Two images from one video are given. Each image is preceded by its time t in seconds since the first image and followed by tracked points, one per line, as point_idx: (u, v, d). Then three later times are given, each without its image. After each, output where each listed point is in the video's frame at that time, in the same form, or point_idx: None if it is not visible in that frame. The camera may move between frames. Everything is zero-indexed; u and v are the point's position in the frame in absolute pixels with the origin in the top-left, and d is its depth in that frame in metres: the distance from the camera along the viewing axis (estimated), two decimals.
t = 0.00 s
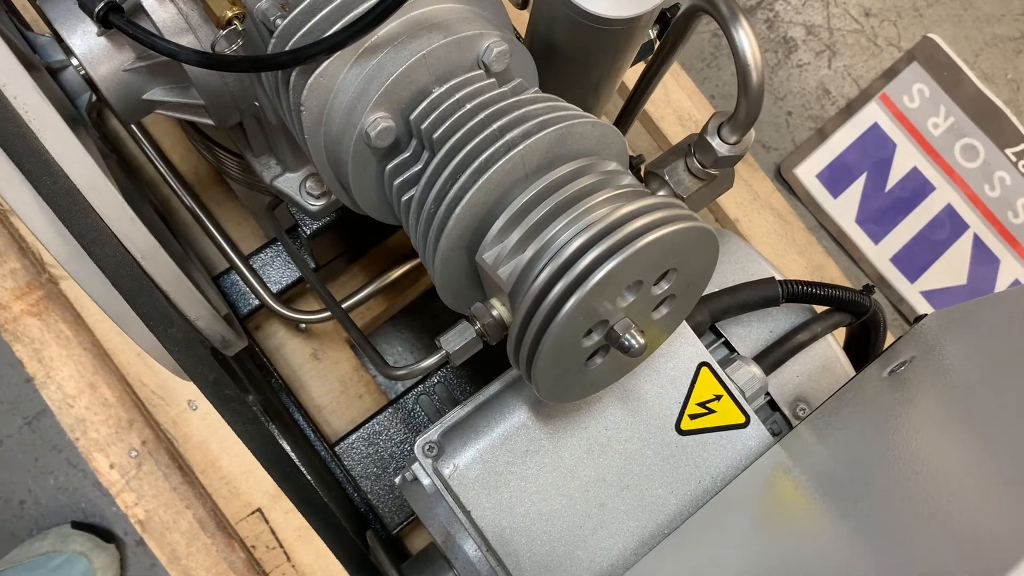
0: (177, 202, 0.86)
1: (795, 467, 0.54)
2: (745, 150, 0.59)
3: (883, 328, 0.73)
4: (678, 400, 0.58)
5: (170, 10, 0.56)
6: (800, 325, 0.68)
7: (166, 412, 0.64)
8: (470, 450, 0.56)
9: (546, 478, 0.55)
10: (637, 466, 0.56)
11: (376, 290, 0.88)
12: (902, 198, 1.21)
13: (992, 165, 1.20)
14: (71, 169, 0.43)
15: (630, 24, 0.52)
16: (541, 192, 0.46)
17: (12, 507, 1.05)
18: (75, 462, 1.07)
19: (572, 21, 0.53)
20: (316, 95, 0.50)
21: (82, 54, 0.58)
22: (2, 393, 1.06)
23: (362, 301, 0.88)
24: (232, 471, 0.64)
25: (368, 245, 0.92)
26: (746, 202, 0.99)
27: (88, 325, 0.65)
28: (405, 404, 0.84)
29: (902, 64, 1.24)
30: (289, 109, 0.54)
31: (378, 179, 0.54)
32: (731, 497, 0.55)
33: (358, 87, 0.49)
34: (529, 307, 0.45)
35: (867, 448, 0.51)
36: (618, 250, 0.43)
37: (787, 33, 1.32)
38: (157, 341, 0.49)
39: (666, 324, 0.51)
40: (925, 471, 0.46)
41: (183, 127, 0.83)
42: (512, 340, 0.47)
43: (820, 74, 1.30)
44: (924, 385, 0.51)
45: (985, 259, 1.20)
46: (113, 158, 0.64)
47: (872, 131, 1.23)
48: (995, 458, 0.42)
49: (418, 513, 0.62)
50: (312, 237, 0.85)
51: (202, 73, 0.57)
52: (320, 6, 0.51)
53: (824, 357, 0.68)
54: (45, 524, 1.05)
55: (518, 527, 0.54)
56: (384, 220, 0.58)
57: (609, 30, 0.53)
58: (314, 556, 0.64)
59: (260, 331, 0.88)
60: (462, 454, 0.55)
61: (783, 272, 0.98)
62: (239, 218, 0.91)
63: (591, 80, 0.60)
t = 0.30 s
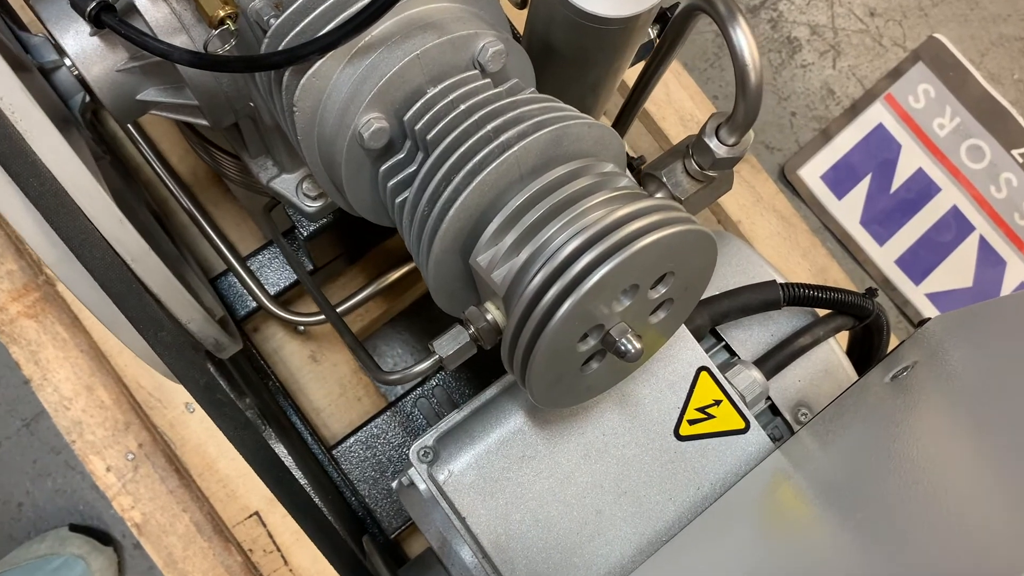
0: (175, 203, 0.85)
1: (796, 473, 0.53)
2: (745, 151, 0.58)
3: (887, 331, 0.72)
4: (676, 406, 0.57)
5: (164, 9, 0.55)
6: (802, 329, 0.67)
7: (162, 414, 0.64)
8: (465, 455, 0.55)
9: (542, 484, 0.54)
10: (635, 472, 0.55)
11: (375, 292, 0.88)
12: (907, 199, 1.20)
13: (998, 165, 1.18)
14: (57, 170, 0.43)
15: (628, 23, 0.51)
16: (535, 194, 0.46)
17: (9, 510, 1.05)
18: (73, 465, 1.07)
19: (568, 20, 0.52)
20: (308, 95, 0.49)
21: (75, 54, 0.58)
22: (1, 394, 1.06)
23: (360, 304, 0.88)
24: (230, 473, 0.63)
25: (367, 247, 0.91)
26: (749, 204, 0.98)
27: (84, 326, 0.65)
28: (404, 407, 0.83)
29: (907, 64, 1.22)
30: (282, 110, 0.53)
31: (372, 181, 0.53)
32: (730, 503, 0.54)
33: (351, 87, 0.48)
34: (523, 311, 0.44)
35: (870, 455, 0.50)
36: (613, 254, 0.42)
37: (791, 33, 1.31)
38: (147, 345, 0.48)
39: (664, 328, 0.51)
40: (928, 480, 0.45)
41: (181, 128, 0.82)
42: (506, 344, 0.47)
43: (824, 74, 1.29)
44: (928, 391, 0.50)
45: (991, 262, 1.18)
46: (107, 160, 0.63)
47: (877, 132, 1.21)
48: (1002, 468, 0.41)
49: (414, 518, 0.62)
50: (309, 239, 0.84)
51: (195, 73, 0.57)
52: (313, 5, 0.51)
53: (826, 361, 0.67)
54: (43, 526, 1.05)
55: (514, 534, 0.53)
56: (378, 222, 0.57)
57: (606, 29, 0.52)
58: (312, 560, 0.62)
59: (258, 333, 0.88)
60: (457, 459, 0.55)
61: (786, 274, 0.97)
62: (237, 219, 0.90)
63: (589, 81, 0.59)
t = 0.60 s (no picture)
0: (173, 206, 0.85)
1: (794, 480, 0.53)
2: (741, 155, 0.58)
3: (887, 335, 0.72)
4: (674, 412, 0.57)
5: (158, 12, 0.55)
6: (801, 333, 0.67)
7: (161, 417, 0.65)
8: (460, 462, 0.54)
9: (538, 490, 0.54)
10: (632, 478, 0.55)
11: (373, 295, 0.87)
12: (910, 202, 1.19)
13: (1002, 168, 1.14)
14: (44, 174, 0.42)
15: (624, 26, 0.51)
16: (529, 198, 0.45)
17: (8, 513, 1.05)
18: (71, 468, 1.07)
19: (563, 22, 0.51)
20: (302, 98, 0.49)
21: (68, 57, 0.57)
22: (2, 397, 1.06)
23: (358, 307, 0.87)
24: (229, 476, 0.64)
25: (365, 249, 0.91)
26: (750, 206, 0.97)
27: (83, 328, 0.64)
28: (402, 411, 0.82)
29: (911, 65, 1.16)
30: (275, 113, 0.53)
31: (366, 185, 0.53)
32: (726, 510, 0.53)
33: (344, 90, 0.48)
34: (517, 317, 0.44)
35: (870, 462, 0.49)
36: (607, 259, 0.42)
37: (793, 34, 1.30)
38: (137, 350, 0.48)
39: (660, 333, 0.50)
40: (929, 489, 0.44)
41: (179, 131, 0.82)
42: (500, 350, 0.46)
43: (827, 75, 1.28)
44: (930, 397, 0.49)
45: (995, 264, 1.17)
46: (102, 163, 0.63)
47: (880, 134, 1.20)
48: (1004, 477, 0.41)
49: (410, 523, 0.61)
50: (306, 242, 0.84)
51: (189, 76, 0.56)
52: (307, 7, 0.50)
53: (826, 366, 0.67)
54: (41, 529, 1.05)
55: (508, 541, 0.53)
56: (374, 225, 0.57)
57: (602, 32, 0.51)
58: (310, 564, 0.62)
59: (255, 336, 0.87)
60: (452, 466, 0.54)
61: (788, 277, 0.96)
62: (236, 222, 0.90)
63: (586, 84, 0.59)
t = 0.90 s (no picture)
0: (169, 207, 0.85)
1: (793, 485, 0.52)
2: (738, 155, 0.57)
3: (889, 337, 0.71)
4: (671, 415, 0.56)
5: (148, 11, 0.55)
6: (801, 335, 0.66)
7: (156, 420, 0.64)
8: (454, 466, 0.54)
9: (533, 495, 0.53)
10: (628, 483, 0.54)
11: (369, 297, 0.86)
12: (913, 202, 1.18)
13: (1005, 168, 1.12)
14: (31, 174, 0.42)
15: (619, 24, 0.50)
16: (522, 199, 0.44)
17: (5, 515, 1.05)
18: (69, 470, 1.06)
19: (558, 20, 0.51)
20: (293, 98, 0.48)
21: (59, 57, 0.57)
22: None
23: (355, 308, 0.86)
24: (225, 480, 0.63)
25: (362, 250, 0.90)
26: (750, 207, 0.97)
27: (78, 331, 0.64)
28: (399, 414, 0.82)
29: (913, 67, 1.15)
30: (267, 112, 0.52)
31: (359, 186, 0.52)
32: (724, 515, 0.53)
33: (335, 90, 0.47)
34: (509, 319, 0.43)
35: (870, 466, 0.48)
36: (601, 261, 0.41)
37: (795, 33, 1.29)
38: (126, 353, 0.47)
39: (656, 336, 0.49)
40: (931, 493, 0.43)
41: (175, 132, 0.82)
42: (493, 352, 0.45)
43: (828, 75, 1.27)
44: (933, 400, 0.48)
45: (999, 265, 1.16)
46: (94, 163, 0.63)
47: (882, 133, 1.19)
48: (1008, 483, 0.40)
49: (404, 527, 0.61)
50: (301, 243, 0.83)
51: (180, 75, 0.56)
52: (298, 6, 0.50)
53: (826, 368, 0.66)
54: (39, 532, 1.04)
55: (503, 546, 0.52)
56: (366, 226, 0.56)
57: (597, 30, 0.50)
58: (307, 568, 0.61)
59: (251, 338, 0.87)
60: (446, 470, 0.53)
61: (789, 278, 0.95)
62: (232, 223, 0.89)
63: (583, 83, 0.58)
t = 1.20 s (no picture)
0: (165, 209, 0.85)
1: (786, 485, 0.52)
2: (729, 155, 0.57)
3: (883, 336, 0.71)
4: (664, 416, 0.56)
5: (141, 14, 0.55)
6: (795, 336, 0.66)
7: (154, 422, 0.64)
8: (447, 467, 0.54)
9: (526, 496, 0.53)
10: (621, 483, 0.54)
11: (366, 298, 0.86)
12: (910, 202, 1.18)
13: (1003, 168, 1.14)
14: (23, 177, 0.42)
15: (610, 25, 0.50)
16: (513, 201, 0.44)
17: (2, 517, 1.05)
18: (66, 472, 1.06)
19: (549, 22, 0.51)
20: (285, 100, 0.48)
21: (52, 60, 0.57)
22: None
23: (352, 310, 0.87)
24: (223, 481, 0.62)
25: (358, 252, 0.90)
26: (746, 207, 0.97)
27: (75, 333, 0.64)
28: (395, 416, 0.82)
29: (911, 65, 1.19)
30: (259, 115, 0.52)
31: (351, 187, 0.52)
32: (717, 516, 0.53)
33: (327, 92, 0.47)
34: (500, 320, 0.43)
35: (862, 466, 0.48)
36: (591, 262, 0.41)
37: (791, 34, 1.29)
38: (119, 355, 0.47)
39: (648, 337, 0.49)
40: (924, 493, 0.43)
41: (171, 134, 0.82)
42: (484, 354, 0.45)
43: (826, 75, 1.27)
44: (927, 401, 0.48)
45: (997, 264, 1.16)
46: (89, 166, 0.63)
47: (880, 134, 1.19)
48: (1000, 484, 0.40)
49: (399, 528, 0.61)
50: (296, 245, 0.84)
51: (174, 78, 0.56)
52: (290, 9, 0.50)
53: (820, 368, 0.66)
54: (37, 534, 1.04)
55: (496, 547, 0.52)
56: (359, 228, 0.56)
57: (588, 32, 0.50)
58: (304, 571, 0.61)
59: (248, 339, 0.87)
60: (439, 471, 0.53)
61: (785, 279, 0.95)
62: (228, 225, 0.89)
63: (575, 85, 0.58)
